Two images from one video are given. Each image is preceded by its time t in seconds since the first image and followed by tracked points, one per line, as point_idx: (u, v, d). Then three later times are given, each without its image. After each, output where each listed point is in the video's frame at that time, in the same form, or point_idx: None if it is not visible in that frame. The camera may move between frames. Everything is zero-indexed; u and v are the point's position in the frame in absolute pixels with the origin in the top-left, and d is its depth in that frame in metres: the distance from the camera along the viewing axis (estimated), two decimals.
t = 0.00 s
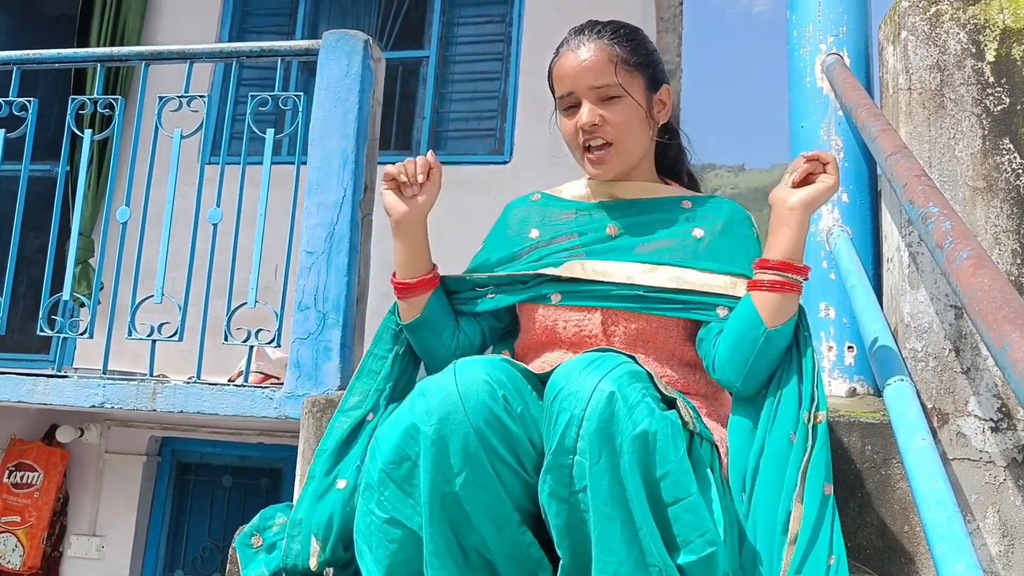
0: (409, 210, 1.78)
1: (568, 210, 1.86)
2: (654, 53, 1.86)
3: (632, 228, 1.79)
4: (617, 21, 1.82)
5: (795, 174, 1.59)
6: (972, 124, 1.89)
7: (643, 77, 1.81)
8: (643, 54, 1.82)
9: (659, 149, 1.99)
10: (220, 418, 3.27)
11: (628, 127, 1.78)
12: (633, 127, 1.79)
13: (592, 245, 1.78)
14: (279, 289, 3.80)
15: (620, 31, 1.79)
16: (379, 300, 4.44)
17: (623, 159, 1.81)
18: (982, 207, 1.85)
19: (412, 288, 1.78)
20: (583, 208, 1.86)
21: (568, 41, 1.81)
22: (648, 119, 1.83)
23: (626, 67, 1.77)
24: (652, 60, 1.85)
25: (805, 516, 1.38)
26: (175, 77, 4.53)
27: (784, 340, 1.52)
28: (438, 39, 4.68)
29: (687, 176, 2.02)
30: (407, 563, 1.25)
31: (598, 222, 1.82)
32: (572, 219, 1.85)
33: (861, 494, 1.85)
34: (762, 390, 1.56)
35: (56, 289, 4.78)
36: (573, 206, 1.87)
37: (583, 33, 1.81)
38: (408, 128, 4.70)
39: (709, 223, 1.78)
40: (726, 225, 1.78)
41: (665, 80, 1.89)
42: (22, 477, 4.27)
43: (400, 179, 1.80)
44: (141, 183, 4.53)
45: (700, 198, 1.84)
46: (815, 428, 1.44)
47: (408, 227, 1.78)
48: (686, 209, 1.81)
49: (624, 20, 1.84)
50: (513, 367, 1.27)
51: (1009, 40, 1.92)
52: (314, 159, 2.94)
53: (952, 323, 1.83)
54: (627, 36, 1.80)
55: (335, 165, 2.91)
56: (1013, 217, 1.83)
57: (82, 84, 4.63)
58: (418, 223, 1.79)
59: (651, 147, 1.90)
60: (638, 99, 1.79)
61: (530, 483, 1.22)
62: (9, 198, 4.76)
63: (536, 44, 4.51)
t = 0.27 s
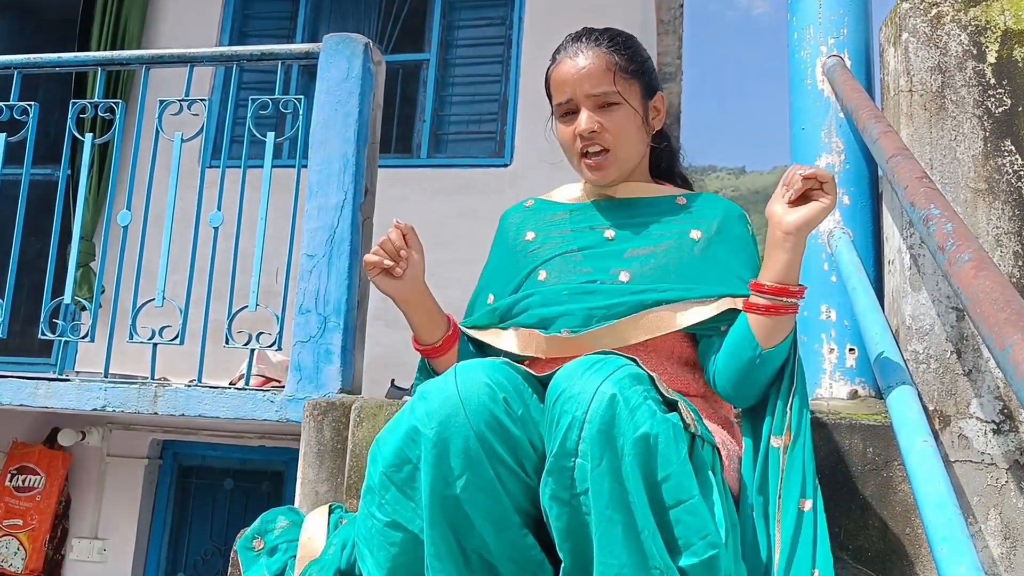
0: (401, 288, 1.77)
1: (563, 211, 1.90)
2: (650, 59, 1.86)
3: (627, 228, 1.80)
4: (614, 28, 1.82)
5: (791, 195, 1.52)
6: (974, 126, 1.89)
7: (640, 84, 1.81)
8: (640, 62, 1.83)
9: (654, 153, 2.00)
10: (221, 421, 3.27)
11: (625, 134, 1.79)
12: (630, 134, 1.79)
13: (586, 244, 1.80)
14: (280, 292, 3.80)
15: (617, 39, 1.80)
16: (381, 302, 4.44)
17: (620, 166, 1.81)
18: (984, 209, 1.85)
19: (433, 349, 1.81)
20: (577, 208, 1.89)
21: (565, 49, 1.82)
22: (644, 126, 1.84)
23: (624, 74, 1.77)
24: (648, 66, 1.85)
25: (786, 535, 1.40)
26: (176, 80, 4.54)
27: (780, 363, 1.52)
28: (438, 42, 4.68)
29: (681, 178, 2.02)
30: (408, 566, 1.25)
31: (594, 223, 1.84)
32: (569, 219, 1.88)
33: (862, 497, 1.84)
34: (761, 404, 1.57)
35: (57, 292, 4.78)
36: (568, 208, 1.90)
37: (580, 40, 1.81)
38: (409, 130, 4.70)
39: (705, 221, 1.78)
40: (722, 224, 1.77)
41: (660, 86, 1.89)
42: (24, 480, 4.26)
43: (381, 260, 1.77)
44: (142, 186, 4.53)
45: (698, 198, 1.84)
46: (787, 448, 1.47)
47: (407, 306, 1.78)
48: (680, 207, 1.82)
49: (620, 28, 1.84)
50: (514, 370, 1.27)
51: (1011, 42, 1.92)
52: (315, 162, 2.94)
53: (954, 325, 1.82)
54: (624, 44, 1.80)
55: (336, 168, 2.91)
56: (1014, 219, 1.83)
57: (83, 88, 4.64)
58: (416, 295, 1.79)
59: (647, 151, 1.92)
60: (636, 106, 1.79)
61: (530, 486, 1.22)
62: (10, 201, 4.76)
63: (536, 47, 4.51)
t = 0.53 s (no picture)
0: (423, 301, 1.70)
1: (563, 209, 1.90)
2: (649, 57, 1.86)
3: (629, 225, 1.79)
4: (613, 26, 1.82)
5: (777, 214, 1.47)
6: (977, 123, 1.89)
7: (640, 83, 1.81)
8: (639, 59, 1.82)
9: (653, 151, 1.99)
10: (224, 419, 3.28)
11: (626, 133, 1.79)
12: (630, 132, 1.79)
13: (588, 243, 1.79)
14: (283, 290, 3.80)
15: (616, 37, 1.79)
16: (383, 300, 4.44)
17: (621, 164, 1.82)
18: (987, 206, 1.85)
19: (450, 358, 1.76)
20: (578, 206, 1.89)
21: (565, 48, 1.81)
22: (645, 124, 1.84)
23: (624, 73, 1.77)
24: (648, 65, 1.85)
25: (785, 546, 1.40)
26: (178, 79, 4.54)
27: (771, 374, 1.55)
28: (440, 40, 4.68)
29: (680, 175, 2.02)
30: (412, 565, 1.25)
31: (595, 221, 1.84)
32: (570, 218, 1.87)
33: (866, 495, 1.84)
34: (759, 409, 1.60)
35: (60, 290, 4.79)
36: (569, 206, 1.90)
37: (580, 39, 1.81)
38: (411, 128, 4.69)
39: (707, 219, 1.78)
40: (723, 224, 1.78)
41: (660, 84, 1.89)
42: (28, 478, 4.28)
43: (406, 274, 1.68)
44: (145, 184, 4.54)
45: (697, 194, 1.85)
46: (782, 457, 1.48)
47: (426, 318, 1.72)
48: (681, 204, 1.82)
49: (619, 25, 1.84)
50: (517, 368, 1.28)
51: (1015, 38, 1.91)
52: (317, 160, 2.94)
53: (958, 322, 1.82)
54: (624, 42, 1.80)
55: (338, 167, 2.91)
56: (1018, 216, 1.82)
57: (85, 87, 4.65)
58: (437, 309, 1.72)
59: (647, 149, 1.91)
60: (636, 105, 1.79)
61: (535, 484, 1.22)
62: (13, 200, 4.77)
63: (539, 45, 4.51)
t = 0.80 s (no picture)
0: (418, 302, 1.71)
1: (564, 210, 1.90)
2: (650, 56, 1.86)
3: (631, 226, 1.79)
4: (614, 25, 1.81)
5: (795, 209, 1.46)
6: (981, 124, 1.89)
7: (641, 82, 1.81)
8: (640, 59, 1.82)
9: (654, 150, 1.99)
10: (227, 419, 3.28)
11: (627, 133, 1.79)
12: (631, 132, 1.79)
13: (589, 245, 1.79)
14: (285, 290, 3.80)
15: (617, 36, 1.79)
16: (386, 301, 4.44)
17: (622, 163, 1.82)
18: (991, 207, 1.84)
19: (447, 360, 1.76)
20: (580, 207, 1.89)
21: (565, 47, 1.81)
22: (646, 123, 1.84)
23: (625, 72, 1.77)
24: (649, 63, 1.85)
25: (793, 541, 1.41)
26: (181, 79, 4.55)
27: (784, 374, 1.54)
28: (443, 40, 4.68)
29: (682, 174, 2.02)
30: (414, 565, 1.25)
31: (597, 222, 1.84)
32: (571, 219, 1.88)
33: (868, 497, 1.84)
34: (769, 409, 1.59)
35: (63, 290, 4.80)
36: (570, 206, 1.90)
37: (580, 38, 1.80)
38: (414, 128, 4.69)
39: (708, 220, 1.78)
40: (725, 224, 1.78)
41: (661, 82, 1.89)
42: (30, 477, 4.29)
43: (400, 277, 1.69)
44: (148, 184, 4.54)
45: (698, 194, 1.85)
46: (793, 454, 1.49)
47: (422, 320, 1.73)
48: (683, 204, 1.82)
49: (619, 24, 1.83)
50: (520, 368, 1.27)
51: (1019, 39, 1.91)
52: (320, 160, 2.94)
53: (961, 323, 1.82)
54: (624, 41, 1.79)
55: (341, 166, 2.91)
56: (1021, 217, 1.82)
57: (89, 86, 4.65)
58: (433, 309, 1.73)
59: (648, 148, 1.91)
60: (637, 104, 1.79)
61: (537, 485, 1.22)
62: (16, 200, 4.78)
63: (542, 45, 4.51)
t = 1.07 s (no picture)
0: (401, 304, 1.73)
1: (565, 210, 1.90)
2: (653, 54, 1.86)
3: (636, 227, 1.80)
4: (616, 23, 1.81)
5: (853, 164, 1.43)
6: (985, 125, 1.88)
7: (644, 81, 1.81)
8: (643, 57, 1.82)
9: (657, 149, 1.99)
10: (229, 417, 3.28)
11: (628, 131, 1.79)
12: (632, 131, 1.79)
13: (593, 247, 1.79)
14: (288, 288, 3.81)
15: (620, 34, 1.79)
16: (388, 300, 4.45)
17: (623, 162, 1.82)
18: (995, 207, 1.84)
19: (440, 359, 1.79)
20: (582, 206, 1.88)
21: (567, 45, 1.81)
22: (647, 122, 1.84)
23: (626, 71, 1.76)
24: (651, 62, 1.84)
25: (819, 506, 1.41)
26: (185, 77, 4.55)
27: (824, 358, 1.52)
28: (447, 39, 4.67)
29: (685, 172, 2.01)
30: (417, 565, 1.25)
31: (600, 222, 1.83)
32: (574, 219, 1.87)
33: (871, 497, 1.83)
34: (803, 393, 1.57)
35: (65, 288, 4.81)
36: (572, 205, 1.90)
37: (583, 36, 1.80)
38: (417, 127, 4.69)
39: (710, 216, 1.79)
40: (729, 219, 1.78)
41: (664, 81, 1.88)
42: (33, 475, 4.29)
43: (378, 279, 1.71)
44: (151, 182, 4.55)
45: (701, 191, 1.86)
46: (826, 422, 1.47)
47: (410, 320, 1.75)
48: (684, 202, 1.82)
49: (622, 22, 1.83)
50: (523, 368, 1.27)
51: None
52: (323, 159, 2.94)
53: (964, 324, 1.81)
54: (627, 39, 1.79)
55: (345, 165, 2.92)
56: None
57: (92, 84, 4.66)
58: (419, 308, 1.75)
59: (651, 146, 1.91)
60: (639, 103, 1.79)
61: (540, 485, 1.22)
62: (19, 198, 4.78)
63: (545, 44, 4.51)
